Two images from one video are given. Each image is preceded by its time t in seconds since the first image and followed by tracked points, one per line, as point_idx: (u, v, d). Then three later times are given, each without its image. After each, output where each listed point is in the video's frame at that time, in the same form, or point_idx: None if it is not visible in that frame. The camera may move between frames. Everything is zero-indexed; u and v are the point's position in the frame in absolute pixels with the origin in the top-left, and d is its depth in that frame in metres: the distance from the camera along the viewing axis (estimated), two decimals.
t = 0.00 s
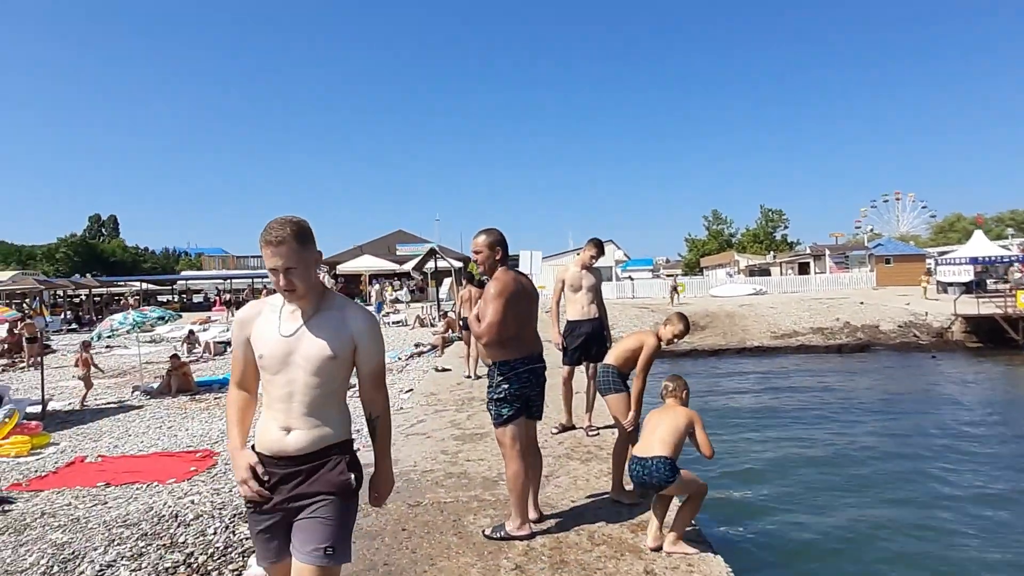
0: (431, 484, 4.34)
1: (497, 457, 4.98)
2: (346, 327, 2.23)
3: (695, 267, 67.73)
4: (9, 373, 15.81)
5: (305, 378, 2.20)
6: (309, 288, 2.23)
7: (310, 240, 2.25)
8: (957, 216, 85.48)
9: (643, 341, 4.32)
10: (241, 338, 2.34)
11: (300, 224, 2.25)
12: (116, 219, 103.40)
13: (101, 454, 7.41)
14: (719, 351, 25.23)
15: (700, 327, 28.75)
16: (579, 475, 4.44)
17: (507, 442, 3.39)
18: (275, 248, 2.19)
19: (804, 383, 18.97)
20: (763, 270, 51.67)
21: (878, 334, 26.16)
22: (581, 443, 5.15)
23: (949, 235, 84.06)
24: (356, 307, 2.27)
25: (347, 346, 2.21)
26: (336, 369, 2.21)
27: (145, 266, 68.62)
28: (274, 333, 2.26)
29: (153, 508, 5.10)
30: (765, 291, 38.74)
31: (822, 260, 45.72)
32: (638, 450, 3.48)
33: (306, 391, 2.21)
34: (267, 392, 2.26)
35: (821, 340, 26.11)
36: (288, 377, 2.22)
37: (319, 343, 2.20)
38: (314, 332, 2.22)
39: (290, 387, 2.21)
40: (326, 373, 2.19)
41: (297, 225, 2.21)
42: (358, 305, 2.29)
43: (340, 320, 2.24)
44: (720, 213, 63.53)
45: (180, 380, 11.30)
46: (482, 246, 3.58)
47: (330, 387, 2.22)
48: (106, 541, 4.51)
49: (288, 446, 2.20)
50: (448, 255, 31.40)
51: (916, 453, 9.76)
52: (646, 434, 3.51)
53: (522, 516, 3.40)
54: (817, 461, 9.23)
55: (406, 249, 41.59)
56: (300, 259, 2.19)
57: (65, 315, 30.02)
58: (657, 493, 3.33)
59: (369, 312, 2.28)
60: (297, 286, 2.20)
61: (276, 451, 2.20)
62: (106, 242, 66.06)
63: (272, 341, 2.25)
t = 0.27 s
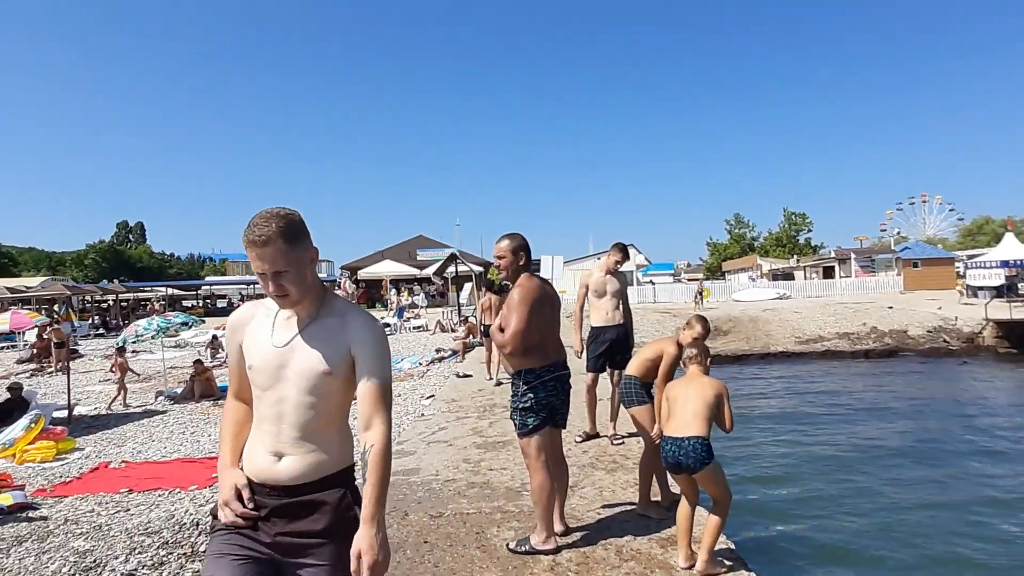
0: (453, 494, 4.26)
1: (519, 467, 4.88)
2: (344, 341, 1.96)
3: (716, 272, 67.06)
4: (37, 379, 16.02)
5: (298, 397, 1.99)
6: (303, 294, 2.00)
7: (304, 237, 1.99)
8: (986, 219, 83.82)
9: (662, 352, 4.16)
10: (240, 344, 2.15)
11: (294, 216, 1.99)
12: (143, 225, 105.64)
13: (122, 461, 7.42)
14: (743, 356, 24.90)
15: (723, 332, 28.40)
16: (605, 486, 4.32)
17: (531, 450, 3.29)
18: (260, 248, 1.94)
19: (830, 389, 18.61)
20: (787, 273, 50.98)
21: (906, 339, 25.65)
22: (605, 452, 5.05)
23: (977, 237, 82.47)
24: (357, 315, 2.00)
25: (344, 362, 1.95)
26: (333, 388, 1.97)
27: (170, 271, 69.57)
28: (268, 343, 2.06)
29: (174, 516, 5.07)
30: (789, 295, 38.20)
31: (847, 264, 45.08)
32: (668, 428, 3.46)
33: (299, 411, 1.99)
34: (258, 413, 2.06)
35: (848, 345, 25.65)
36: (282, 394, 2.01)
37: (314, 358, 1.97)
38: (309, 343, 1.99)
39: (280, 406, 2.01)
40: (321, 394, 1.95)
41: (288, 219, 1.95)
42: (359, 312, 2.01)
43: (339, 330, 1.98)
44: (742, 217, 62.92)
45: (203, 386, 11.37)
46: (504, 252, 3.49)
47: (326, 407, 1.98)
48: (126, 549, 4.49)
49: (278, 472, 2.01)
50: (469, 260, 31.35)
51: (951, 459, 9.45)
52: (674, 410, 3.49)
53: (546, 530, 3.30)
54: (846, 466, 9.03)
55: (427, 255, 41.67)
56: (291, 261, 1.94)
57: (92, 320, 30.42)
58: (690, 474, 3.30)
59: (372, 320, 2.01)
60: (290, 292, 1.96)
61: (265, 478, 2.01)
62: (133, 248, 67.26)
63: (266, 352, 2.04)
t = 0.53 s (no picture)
0: (462, 504, 4.17)
1: (529, 476, 4.77)
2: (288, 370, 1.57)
3: (726, 276, 66.76)
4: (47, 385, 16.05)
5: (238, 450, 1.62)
6: (234, 319, 1.63)
7: (227, 248, 1.62)
8: (998, 223, 83.12)
9: (669, 357, 4.12)
10: (173, 390, 1.79)
11: (215, 226, 1.63)
12: (154, 231, 106.39)
13: (129, 468, 7.37)
14: (754, 361, 24.69)
15: (734, 337, 28.20)
16: (618, 496, 4.22)
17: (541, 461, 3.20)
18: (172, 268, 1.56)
19: (843, 395, 18.40)
20: (797, 277, 50.66)
21: (919, 344, 25.38)
22: (618, 460, 4.95)
23: (989, 241, 81.72)
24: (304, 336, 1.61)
25: (290, 400, 1.57)
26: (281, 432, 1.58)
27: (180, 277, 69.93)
28: (200, 386, 1.69)
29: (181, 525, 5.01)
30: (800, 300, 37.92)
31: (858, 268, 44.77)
32: (690, 437, 3.36)
33: (241, 466, 1.63)
34: (197, 469, 1.70)
35: (860, 350, 25.41)
36: (223, 446, 1.64)
37: (250, 403, 1.59)
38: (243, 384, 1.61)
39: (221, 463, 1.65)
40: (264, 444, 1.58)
41: (203, 229, 1.59)
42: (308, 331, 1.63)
43: (281, 359, 1.60)
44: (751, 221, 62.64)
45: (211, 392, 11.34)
46: (515, 257, 3.39)
47: (275, 457, 1.61)
48: (131, 559, 4.42)
49: (227, 542, 1.65)
50: (477, 266, 31.28)
51: (970, 463, 9.26)
52: (696, 418, 3.41)
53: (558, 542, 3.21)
54: (862, 470, 8.89)
55: (435, 260, 41.66)
56: (214, 279, 1.57)
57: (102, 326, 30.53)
58: (714, 488, 3.18)
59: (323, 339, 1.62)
60: (217, 318, 1.60)
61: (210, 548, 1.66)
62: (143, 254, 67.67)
63: (197, 399, 1.68)
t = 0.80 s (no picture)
0: (472, 518, 4.08)
1: (541, 489, 4.68)
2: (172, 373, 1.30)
3: (737, 285, 66.38)
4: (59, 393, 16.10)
5: (103, 481, 1.31)
6: (102, 306, 1.34)
7: (100, 212, 1.36)
8: (1013, 231, 82.30)
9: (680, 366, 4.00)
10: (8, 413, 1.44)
11: (90, 180, 1.37)
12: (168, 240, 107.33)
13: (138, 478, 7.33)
14: (767, 370, 24.46)
15: (746, 346, 27.96)
16: (632, 510, 4.12)
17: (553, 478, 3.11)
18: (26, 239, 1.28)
19: (858, 404, 18.16)
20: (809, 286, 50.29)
21: (935, 353, 25.06)
22: (632, 473, 4.85)
23: (1004, 250, 80.88)
24: (191, 334, 1.34)
25: (176, 411, 1.29)
26: (159, 452, 1.29)
27: (193, 286, 70.38)
28: (46, 402, 1.37)
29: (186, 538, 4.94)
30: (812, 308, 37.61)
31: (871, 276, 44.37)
32: (713, 451, 3.24)
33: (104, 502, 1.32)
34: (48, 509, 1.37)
35: (874, 359, 25.12)
36: (80, 478, 1.33)
37: (117, 417, 1.30)
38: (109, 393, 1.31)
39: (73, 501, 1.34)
40: (140, 468, 1.29)
41: (76, 178, 1.34)
42: (196, 325, 1.36)
43: (160, 362, 1.31)
44: (762, 230, 62.33)
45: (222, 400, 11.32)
46: (526, 265, 3.31)
47: (147, 484, 1.31)
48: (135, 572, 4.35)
49: None
50: (488, 274, 31.24)
51: (989, 472, 9.09)
52: (717, 431, 3.30)
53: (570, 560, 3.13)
54: (879, 478, 8.72)
55: (446, 269, 41.67)
56: (82, 247, 1.28)
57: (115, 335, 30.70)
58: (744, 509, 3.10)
59: (215, 336, 1.36)
60: (83, 294, 1.30)
61: None
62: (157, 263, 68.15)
63: (43, 420, 1.36)
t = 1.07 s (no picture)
0: (487, 530, 4.01)
1: (557, 501, 4.57)
2: (46, 415, 0.92)
3: (753, 292, 65.81)
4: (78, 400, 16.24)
5: None
6: None
7: None
8: None
9: (689, 370, 4.15)
10: None
11: None
12: (186, 249, 108.49)
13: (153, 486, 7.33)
14: (784, 379, 24.16)
15: (763, 354, 27.66)
16: (651, 523, 4.02)
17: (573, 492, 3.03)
18: None
19: (879, 412, 17.86)
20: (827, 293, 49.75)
21: (956, 361, 24.64)
22: (649, 484, 4.75)
23: None
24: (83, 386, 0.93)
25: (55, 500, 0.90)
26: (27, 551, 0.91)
27: (210, 294, 70.94)
28: None
29: (199, 548, 4.89)
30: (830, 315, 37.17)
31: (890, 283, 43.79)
32: (732, 468, 3.07)
33: None
34: None
35: (894, 367, 24.75)
36: None
37: None
38: None
39: None
40: None
41: None
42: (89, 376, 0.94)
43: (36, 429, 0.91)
44: (778, 237, 61.84)
45: (237, 408, 11.35)
46: (541, 272, 3.25)
47: None
48: None
49: None
50: (502, 282, 31.19)
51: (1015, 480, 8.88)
52: (732, 444, 3.14)
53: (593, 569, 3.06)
54: (901, 485, 8.54)
55: (461, 276, 41.70)
56: None
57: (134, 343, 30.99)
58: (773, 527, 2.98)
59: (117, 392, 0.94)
60: None
61: None
62: (175, 272, 68.82)
63: None
